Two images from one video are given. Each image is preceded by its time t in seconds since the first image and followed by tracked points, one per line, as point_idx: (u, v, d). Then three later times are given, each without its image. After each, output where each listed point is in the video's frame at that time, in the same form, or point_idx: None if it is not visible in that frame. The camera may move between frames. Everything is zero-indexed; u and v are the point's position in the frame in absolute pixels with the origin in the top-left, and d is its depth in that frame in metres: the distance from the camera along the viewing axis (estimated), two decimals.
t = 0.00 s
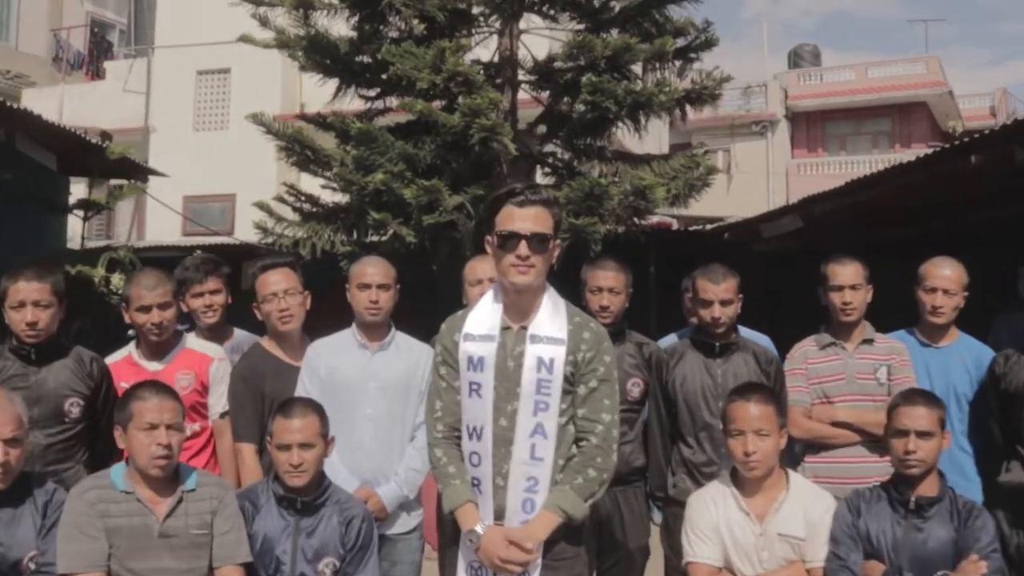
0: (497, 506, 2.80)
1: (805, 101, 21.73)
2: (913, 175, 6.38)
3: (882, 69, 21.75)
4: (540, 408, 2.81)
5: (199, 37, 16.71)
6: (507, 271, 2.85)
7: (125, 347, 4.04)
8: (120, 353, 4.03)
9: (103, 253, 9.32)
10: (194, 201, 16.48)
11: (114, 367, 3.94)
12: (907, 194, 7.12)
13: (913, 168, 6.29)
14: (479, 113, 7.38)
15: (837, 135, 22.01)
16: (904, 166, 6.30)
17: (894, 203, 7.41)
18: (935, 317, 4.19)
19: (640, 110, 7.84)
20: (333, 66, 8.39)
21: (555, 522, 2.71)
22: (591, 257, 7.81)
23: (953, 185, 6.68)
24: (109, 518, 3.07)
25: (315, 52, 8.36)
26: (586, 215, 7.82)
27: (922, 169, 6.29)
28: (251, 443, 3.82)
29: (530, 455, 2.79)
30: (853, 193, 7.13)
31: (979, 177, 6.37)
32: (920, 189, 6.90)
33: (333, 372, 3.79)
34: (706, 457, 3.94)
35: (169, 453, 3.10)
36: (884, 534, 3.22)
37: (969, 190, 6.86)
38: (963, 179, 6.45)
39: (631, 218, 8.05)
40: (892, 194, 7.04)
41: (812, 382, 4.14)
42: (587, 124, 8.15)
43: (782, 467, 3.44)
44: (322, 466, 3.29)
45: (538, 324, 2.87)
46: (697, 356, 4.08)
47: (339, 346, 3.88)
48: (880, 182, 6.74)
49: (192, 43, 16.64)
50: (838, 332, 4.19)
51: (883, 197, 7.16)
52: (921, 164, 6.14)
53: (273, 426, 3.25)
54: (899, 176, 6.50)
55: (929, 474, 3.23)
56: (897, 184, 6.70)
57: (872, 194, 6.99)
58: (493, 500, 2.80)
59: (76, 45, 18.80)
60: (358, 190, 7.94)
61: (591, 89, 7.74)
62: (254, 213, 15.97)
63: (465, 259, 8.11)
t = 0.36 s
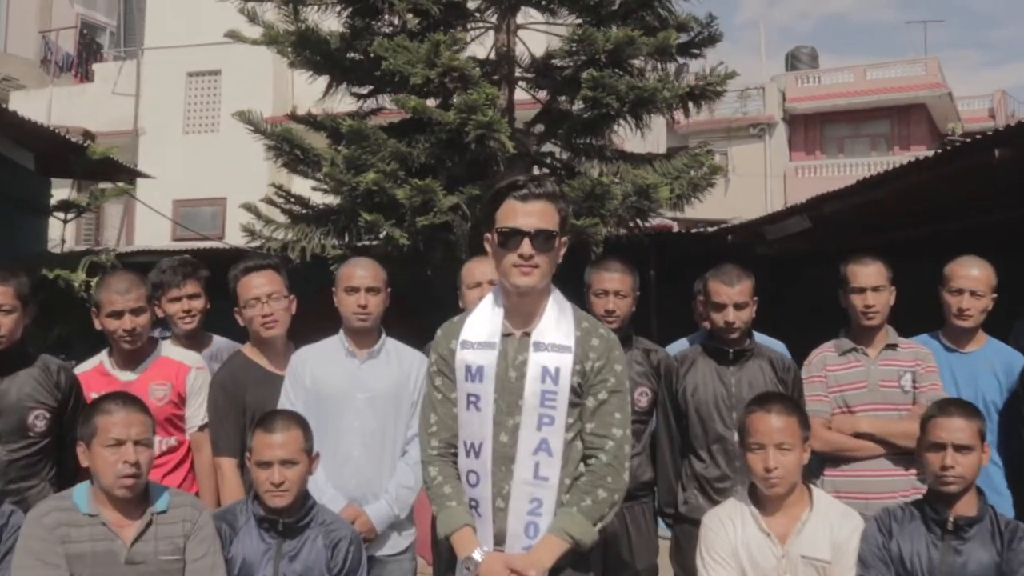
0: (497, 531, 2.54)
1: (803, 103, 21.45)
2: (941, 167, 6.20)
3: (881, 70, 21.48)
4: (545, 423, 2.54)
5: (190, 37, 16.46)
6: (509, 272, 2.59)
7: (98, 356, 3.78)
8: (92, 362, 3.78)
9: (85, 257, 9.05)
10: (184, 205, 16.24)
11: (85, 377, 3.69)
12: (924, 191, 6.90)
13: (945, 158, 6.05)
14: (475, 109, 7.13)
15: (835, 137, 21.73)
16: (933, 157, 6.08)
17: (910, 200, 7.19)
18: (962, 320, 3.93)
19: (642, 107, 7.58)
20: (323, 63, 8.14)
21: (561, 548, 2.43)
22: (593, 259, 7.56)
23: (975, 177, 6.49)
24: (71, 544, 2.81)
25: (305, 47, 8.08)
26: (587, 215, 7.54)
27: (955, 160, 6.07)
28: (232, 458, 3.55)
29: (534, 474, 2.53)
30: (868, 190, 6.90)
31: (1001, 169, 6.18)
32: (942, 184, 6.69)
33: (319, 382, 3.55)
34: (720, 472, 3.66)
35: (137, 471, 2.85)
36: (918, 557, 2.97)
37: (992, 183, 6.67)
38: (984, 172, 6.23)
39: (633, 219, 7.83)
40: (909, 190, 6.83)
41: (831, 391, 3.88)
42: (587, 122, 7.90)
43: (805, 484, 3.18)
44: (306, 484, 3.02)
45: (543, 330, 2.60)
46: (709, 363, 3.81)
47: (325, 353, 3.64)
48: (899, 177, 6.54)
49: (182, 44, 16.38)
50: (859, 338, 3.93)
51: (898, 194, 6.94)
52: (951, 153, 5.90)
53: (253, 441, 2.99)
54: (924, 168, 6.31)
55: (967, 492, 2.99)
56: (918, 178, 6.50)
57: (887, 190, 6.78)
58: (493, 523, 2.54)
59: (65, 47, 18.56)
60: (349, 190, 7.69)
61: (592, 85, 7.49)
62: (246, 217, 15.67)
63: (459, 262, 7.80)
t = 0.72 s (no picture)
0: (495, 558, 2.29)
1: (799, 105, 21.16)
2: (950, 165, 5.98)
3: (879, 72, 21.23)
4: (549, 438, 2.29)
5: (179, 39, 16.20)
6: (510, 270, 2.34)
7: (65, 365, 3.51)
8: (57, 372, 3.51)
9: (65, 260, 8.79)
10: (171, 209, 15.98)
11: (50, 388, 3.42)
12: (932, 190, 6.68)
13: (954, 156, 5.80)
14: (470, 105, 6.89)
15: (831, 139, 21.46)
16: (940, 156, 5.83)
17: (917, 200, 6.96)
18: (988, 322, 3.68)
19: (643, 103, 7.39)
20: (311, 58, 7.90)
21: None
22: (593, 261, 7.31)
23: (985, 176, 6.27)
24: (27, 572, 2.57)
25: (292, 43, 7.87)
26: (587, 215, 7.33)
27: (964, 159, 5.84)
28: (208, 474, 3.32)
29: (537, 495, 2.27)
30: (874, 191, 6.67)
31: (1012, 167, 5.97)
32: (950, 183, 6.47)
33: (301, 393, 3.34)
34: (733, 487, 3.41)
35: (101, 492, 2.60)
36: None
37: (1002, 182, 6.45)
38: (996, 169, 6.01)
39: (633, 219, 7.61)
40: (915, 190, 6.60)
41: (851, 399, 3.64)
42: (586, 120, 7.67)
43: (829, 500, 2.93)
44: (286, 504, 2.77)
45: (546, 335, 2.36)
46: (720, 370, 3.56)
47: (308, 362, 3.43)
48: (906, 177, 6.31)
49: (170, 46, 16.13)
50: (879, 342, 3.70)
51: (905, 193, 6.72)
52: (964, 149, 5.65)
53: (228, 458, 2.75)
54: (932, 168, 6.09)
55: (1008, 510, 2.74)
56: (927, 178, 6.27)
57: (894, 190, 6.56)
58: (491, 548, 2.29)
59: (52, 49, 18.18)
60: (337, 190, 7.45)
61: (591, 81, 7.31)
62: (234, 219, 15.40)
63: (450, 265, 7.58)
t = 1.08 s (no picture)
0: None
1: (790, 107, 20.32)
2: (960, 163, 5.75)
3: (871, 72, 20.63)
4: (552, 456, 2.05)
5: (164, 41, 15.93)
6: (508, 271, 2.11)
7: (26, 377, 3.26)
8: (17, 385, 3.25)
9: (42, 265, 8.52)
10: (156, 213, 15.66)
11: (9, 402, 3.17)
12: (944, 190, 6.45)
13: (984, 147, 5.45)
14: (462, 101, 6.66)
15: (823, 140, 20.69)
16: (966, 146, 5.50)
17: (924, 200, 6.75)
18: (1015, 326, 3.45)
19: (641, 99, 7.18)
20: (298, 56, 7.66)
21: None
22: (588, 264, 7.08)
23: (996, 175, 6.05)
24: None
25: (276, 39, 7.64)
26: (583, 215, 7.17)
27: (988, 151, 5.51)
28: (179, 492, 3.08)
29: (538, 520, 2.03)
30: (880, 190, 6.43)
31: None
32: (960, 183, 6.24)
33: (280, 403, 3.11)
34: (744, 503, 3.15)
35: (55, 518, 2.37)
36: None
37: (1012, 182, 6.24)
38: (1008, 166, 5.78)
39: (631, 218, 7.41)
40: (923, 189, 6.37)
41: (868, 408, 3.41)
42: (583, 118, 7.50)
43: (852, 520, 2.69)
44: (260, 529, 2.54)
45: (549, 344, 2.13)
46: (729, 377, 3.32)
47: (288, 370, 3.20)
48: (913, 176, 6.08)
49: (156, 48, 15.87)
50: (899, 347, 3.48)
51: (911, 193, 6.50)
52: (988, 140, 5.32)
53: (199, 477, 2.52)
54: (942, 165, 5.84)
55: None
56: (936, 176, 6.04)
57: (901, 189, 6.31)
58: None
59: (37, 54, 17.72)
60: (324, 191, 7.22)
61: (588, 75, 7.09)
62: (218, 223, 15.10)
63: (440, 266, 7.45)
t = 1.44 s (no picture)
0: None
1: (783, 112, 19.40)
2: (970, 161, 5.52)
3: (863, 78, 19.80)
4: (552, 478, 1.82)
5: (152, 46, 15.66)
6: (503, 271, 1.89)
7: None
8: None
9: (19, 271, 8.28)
10: (141, 220, 15.43)
11: None
12: (950, 191, 6.24)
13: (1006, 140, 5.15)
14: (452, 99, 6.45)
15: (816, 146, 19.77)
16: (985, 141, 5.20)
17: (928, 202, 6.54)
18: None
19: (637, 98, 6.98)
20: (283, 55, 7.46)
21: None
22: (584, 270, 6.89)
23: (1004, 176, 5.84)
24: None
25: (259, 37, 7.43)
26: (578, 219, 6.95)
27: (1005, 147, 5.23)
28: (147, 513, 2.86)
29: (537, 550, 1.80)
30: (884, 191, 6.21)
31: None
32: (967, 184, 6.03)
33: (258, 419, 2.89)
34: (756, 524, 2.95)
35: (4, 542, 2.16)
36: None
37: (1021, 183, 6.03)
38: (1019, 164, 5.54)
39: (628, 221, 7.22)
40: (930, 190, 6.15)
41: (887, 419, 3.19)
42: (575, 117, 7.29)
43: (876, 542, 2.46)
44: (229, 556, 2.31)
45: (547, 352, 1.90)
46: (739, 388, 3.10)
47: (266, 383, 2.97)
48: (918, 176, 5.86)
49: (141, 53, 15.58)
50: (918, 354, 3.26)
51: (916, 194, 6.28)
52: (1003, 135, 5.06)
53: (163, 501, 2.31)
54: (949, 164, 5.62)
55: None
56: (943, 177, 5.82)
57: (906, 190, 6.09)
58: None
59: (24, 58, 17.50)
60: (308, 193, 6.98)
61: (583, 73, 6.85)
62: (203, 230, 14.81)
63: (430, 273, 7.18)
